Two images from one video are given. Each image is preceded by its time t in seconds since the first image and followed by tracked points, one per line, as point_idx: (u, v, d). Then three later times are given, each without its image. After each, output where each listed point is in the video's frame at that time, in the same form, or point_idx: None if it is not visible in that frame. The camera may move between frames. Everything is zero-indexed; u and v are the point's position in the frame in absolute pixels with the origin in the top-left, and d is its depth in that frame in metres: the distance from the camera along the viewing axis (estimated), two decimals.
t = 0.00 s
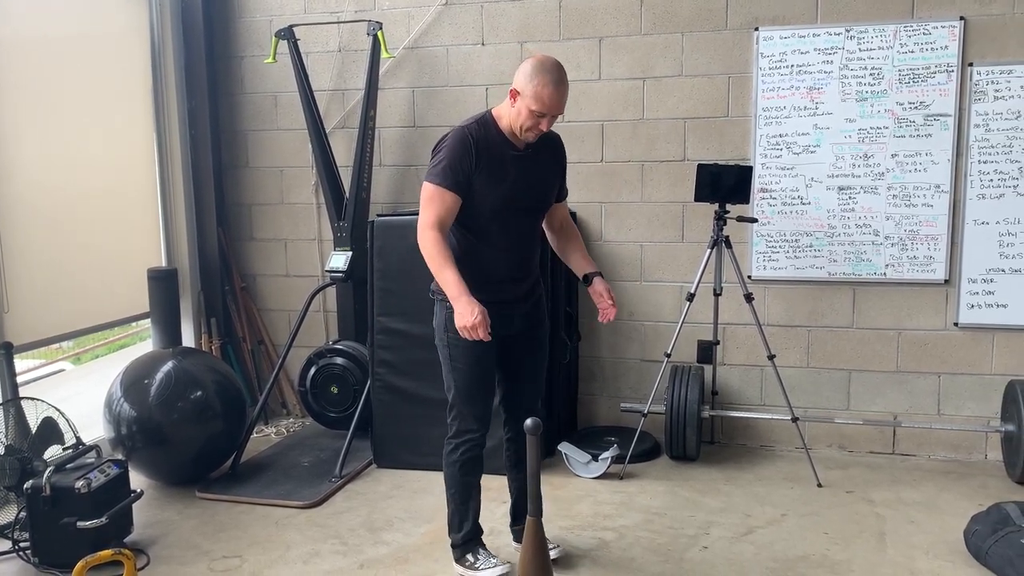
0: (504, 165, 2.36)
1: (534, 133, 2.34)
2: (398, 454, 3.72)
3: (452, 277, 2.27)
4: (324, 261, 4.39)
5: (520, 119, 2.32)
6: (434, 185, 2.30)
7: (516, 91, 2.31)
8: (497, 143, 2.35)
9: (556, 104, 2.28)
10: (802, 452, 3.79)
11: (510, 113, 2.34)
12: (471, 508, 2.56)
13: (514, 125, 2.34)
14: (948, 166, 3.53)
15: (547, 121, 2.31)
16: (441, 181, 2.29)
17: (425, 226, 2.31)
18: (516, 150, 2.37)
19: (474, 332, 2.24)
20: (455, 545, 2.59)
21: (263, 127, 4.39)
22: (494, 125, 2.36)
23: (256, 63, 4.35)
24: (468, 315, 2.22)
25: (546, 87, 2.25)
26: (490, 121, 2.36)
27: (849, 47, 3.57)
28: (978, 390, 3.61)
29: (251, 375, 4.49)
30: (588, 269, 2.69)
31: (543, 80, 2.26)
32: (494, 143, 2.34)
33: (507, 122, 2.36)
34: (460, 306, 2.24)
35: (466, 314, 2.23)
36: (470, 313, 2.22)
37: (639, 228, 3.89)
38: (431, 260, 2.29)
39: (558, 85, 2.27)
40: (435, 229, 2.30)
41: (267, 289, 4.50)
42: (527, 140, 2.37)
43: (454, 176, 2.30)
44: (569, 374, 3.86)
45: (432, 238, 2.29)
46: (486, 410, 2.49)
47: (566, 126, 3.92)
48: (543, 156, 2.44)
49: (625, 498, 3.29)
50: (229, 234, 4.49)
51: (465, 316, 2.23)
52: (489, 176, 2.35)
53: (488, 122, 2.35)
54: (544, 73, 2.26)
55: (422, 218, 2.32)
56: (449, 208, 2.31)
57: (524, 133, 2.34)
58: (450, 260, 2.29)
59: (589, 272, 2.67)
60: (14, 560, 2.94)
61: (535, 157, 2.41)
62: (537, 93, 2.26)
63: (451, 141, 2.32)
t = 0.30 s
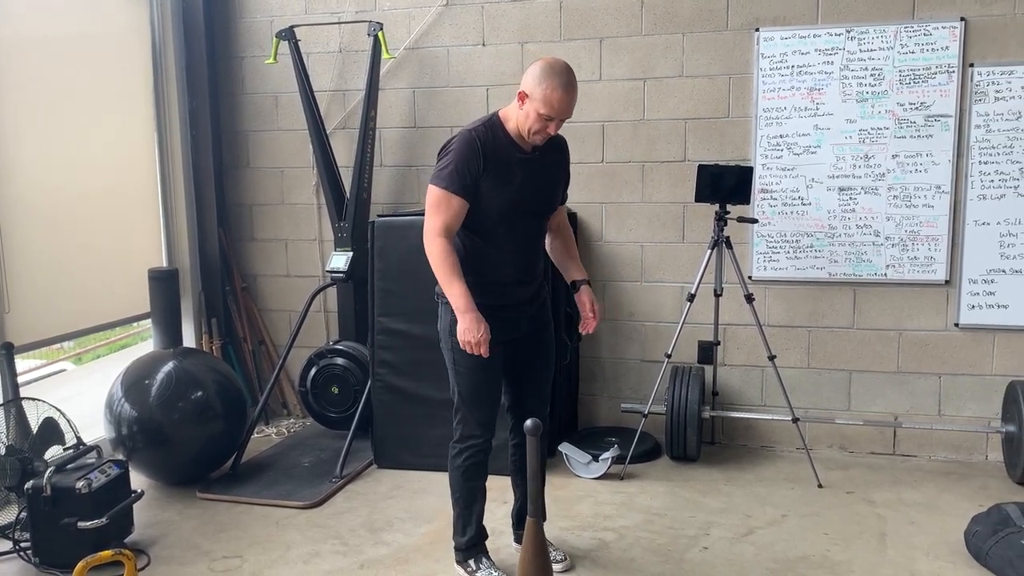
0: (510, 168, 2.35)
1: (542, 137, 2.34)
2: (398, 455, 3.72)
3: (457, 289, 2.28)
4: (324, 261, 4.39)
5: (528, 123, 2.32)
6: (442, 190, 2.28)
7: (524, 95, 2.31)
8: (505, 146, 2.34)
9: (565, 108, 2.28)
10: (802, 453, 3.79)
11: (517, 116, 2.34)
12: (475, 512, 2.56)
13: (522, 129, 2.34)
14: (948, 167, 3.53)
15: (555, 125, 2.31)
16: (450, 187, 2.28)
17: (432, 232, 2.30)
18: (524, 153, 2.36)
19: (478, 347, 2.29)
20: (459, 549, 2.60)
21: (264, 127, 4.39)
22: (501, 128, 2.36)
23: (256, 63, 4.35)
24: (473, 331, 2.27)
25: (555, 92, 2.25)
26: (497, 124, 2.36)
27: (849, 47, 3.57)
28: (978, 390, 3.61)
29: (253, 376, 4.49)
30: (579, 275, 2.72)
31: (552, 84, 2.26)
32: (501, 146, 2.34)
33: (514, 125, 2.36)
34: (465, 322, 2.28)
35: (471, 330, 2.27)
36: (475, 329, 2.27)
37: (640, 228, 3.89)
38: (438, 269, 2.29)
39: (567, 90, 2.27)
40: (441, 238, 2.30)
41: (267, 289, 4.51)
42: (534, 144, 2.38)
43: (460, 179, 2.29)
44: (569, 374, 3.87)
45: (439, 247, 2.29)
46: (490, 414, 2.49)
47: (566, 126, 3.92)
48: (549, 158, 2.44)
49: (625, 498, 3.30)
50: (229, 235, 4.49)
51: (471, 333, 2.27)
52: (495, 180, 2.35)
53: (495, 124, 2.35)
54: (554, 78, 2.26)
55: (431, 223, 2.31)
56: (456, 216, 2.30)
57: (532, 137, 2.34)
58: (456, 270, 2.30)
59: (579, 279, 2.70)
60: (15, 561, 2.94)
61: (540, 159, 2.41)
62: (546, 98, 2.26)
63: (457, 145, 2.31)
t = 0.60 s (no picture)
0: (495, 163, 2.33)
1: (527, 133, 2.32)
2: (387, 456, 3.70)
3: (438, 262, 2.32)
4: (310, 262, 4.36)
5: (512, 117, 2.30)
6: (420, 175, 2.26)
7: (508, 89, 2.30)
8: (490, 140, 2.33)
9: (548, 102, 2.26)
10: (790, 450, 3.81)
11: (503, 111, 2.33)
12: (460, 510, 2.54)
13: (508, 124, 2.33)
14: (934, 166, 3.56)
15: (540, 120, 2.29)
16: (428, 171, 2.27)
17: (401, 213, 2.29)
18: (511, 148, 2.35)
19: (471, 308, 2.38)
20: (450, 549, 2.59)
21: (249, 126, 4.35)
22: (488, 123, 2.34)
23: (241, 62, 4.30)
24: (465, 297, 2.36)
25: (538, 84, 2.23)
26: (484, 119, 2.35)
27: (836, 47, 3.59)
28: (964, 388, 3.65)
29: (237, 378, 4.44)
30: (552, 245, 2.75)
31: (535, 77, 2.24)
32: (487, 140, 2.32)
33: (500, 120, 2.35)
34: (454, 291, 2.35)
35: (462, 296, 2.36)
36: (466, 295, 2.35)
37: (628, 228, 3.89)
38: (416, 250, 2.31)
39: (550, 83, 2.25)
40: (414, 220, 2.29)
41: (252, 290, 4.46)
42: (521, 140, 2.36)
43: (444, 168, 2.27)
44: (558, 373, 3.86)
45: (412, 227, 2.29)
46: (474, 411, 2.48)
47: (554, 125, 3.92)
48: (538, 156, 2.43)
49: (616, 498, 3.30)
50: (213, 235, 4.44)
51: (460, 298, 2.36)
52: (482, 176, 2.33)
53: (481, 119, 2.34)
54: (536, 70, 2.25)
55: (398, 206, 2.29)
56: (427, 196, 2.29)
57: (517, 132, 2.32)
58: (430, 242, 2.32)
59: (550, 250, 2.72)
60: None
61: (528, 157, 2.39)
62: (529, 91, 2.24)
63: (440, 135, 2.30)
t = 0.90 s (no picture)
0: (496, 167, 2.34)
1: (525, 137, 2.34)
2: (393, 456, 3.71)
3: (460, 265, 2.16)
4: (316, 261, 4.37)
5: (511, 122, 2.31)
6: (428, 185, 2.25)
7: (507, 94, 2.30)
8: (491, 144, 2.34)
9: (547, 108, 2.27)
10: (796, 451, 3.80)
11: (502, 115, 2.33)
12: (463, 509, 2.54)
13: (507, 128, 2.34)
14: (941, 166, 3.55)
15: (539, 125, 2.31)
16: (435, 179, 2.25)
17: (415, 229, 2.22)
18: (510, 152, 2.36)
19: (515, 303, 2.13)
20: (454, 549, 2.59)
21: (256, 126, 4.36)
22: (487, 127, 2.35)
23: (248, 62, 4.32)
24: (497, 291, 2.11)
25: (538, 90, 2.24)
26: (482, 122, 2.35)
27: (843, 47, 3.58)
28: (971, 389, 3.63)
29: (244, 377, 4.46)
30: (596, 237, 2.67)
31: (535, 82, 2.25)
32: (488, 144, 2.33)
33: (499, 123, 2.35)
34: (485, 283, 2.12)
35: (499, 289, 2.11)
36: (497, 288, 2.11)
37: (634, 228, 3.89)
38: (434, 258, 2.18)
39: (550, 88, 2.26)
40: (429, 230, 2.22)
41: (259, 289, 4.47)
42: (519, 144, 2.37)
43: (446, 174, 2.27)
44: (563, 374, 3.86)
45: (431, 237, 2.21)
46: (476, 411, 2.49)
47: (560, 125, 3.92)
48: (538, 158, 2.44)
49: (621, 498, 3.29)
50: (220, 234, 4.46)
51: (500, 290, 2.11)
52: (484, 178, 2.34)
53: (480, 124, 2.34)
54: (536, 76, 2.24)
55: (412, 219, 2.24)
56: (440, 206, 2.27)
57: (516, 136, 2.33)
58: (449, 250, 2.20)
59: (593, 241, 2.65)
60: (6, 564, 2.92)
61: (529, 160, 2.40)
62: (528, 96, 2.25)
63: (441, 141, 2.31)
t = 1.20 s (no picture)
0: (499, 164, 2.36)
1: (519, 128, 2.35)
2: (403, 455, 3.72)
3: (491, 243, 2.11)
4: (327, 262, 4.39)
5: (504, 115, 2.32)
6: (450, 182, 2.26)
7: (499, 88, 2.31)
8: (489, 139, 2.36)
9: (539, 98, 2.27)
10: (806, 453, 3.79)
11: (495, 108, 2.35)
12: (474, 510, 2.55)
13: (501, 121, 2.35)
14: (954, 167, 3.53)
15: (532, 115, 2.31)
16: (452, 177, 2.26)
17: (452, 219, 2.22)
18: (507, 145, 2.38)
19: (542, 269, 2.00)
20: (464, 549, 2.60)
21: (268, 127, 4.38)
22: (482, 123, 2.37)
23: (260, 63, 4.34)
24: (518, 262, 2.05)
25: (528, 81, 2.24)
26: (477, 120, 2.38)
27: (855, 48, 3.57)
28: (983, 391, 3.61)
29: (255, 376, 4.49)
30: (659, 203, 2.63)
31: (525, 73, 2.25)
32: (485, 140, 2.35)
33: (492, 119, 2.38)
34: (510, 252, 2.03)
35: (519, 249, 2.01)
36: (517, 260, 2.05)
37: (644, 228, 3.89)
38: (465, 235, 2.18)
39: (541, 78, 2.26)
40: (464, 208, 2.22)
41: (270, 289, 4.50)
42: (515, 135, 2.38)
43: (456, 173, 2.27)
44: (573, 374, 3.86)
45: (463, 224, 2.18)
46: (489, 413, 2.49)
47: (571, 126, 3.92)
48: (535, 151, 2.46)
49: (631, 499, 3.29)
50: (232, 234, 4.48)
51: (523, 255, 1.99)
52: (488, 171, 2.34)
53: (475, 121, 2.37)
54: (527, 67, 2.24)
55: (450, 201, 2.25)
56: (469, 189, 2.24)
57: (510, 128, 2.35)
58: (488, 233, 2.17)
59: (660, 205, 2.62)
60: (19, 562, 2.94)
61: (525, 152, 2.42)
62: (519, 88, 2.25)
63: (445, 141, 2.32)
